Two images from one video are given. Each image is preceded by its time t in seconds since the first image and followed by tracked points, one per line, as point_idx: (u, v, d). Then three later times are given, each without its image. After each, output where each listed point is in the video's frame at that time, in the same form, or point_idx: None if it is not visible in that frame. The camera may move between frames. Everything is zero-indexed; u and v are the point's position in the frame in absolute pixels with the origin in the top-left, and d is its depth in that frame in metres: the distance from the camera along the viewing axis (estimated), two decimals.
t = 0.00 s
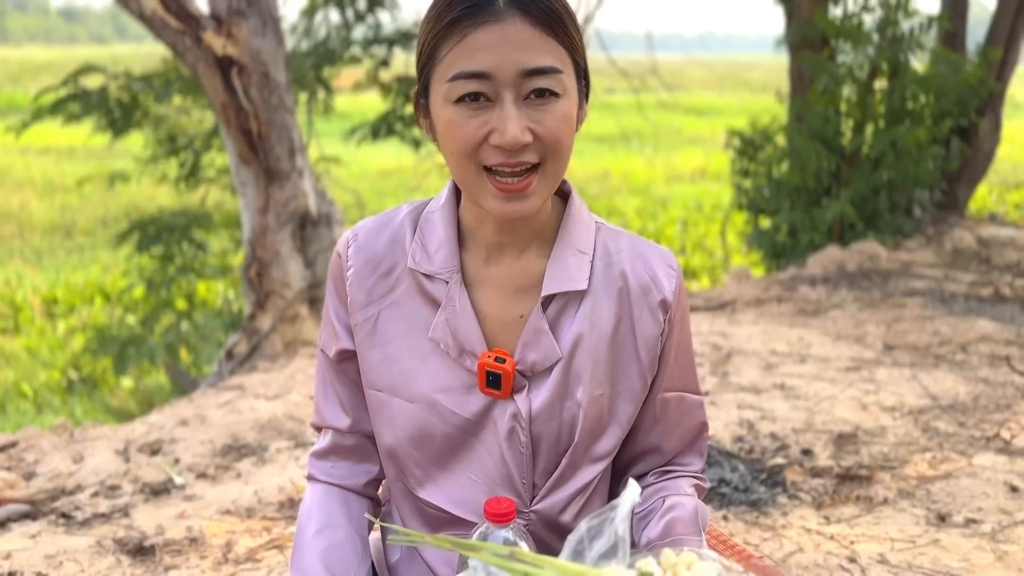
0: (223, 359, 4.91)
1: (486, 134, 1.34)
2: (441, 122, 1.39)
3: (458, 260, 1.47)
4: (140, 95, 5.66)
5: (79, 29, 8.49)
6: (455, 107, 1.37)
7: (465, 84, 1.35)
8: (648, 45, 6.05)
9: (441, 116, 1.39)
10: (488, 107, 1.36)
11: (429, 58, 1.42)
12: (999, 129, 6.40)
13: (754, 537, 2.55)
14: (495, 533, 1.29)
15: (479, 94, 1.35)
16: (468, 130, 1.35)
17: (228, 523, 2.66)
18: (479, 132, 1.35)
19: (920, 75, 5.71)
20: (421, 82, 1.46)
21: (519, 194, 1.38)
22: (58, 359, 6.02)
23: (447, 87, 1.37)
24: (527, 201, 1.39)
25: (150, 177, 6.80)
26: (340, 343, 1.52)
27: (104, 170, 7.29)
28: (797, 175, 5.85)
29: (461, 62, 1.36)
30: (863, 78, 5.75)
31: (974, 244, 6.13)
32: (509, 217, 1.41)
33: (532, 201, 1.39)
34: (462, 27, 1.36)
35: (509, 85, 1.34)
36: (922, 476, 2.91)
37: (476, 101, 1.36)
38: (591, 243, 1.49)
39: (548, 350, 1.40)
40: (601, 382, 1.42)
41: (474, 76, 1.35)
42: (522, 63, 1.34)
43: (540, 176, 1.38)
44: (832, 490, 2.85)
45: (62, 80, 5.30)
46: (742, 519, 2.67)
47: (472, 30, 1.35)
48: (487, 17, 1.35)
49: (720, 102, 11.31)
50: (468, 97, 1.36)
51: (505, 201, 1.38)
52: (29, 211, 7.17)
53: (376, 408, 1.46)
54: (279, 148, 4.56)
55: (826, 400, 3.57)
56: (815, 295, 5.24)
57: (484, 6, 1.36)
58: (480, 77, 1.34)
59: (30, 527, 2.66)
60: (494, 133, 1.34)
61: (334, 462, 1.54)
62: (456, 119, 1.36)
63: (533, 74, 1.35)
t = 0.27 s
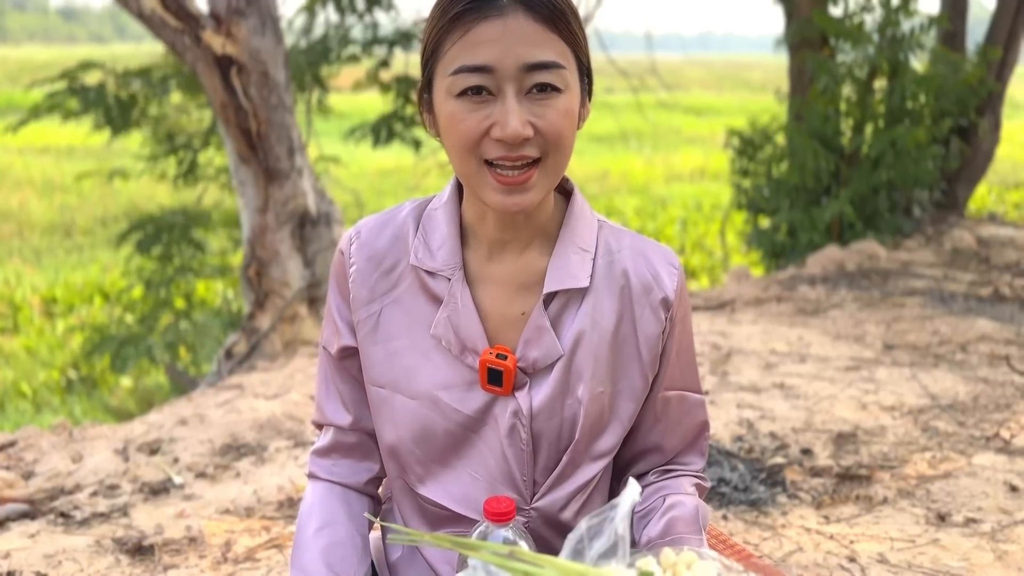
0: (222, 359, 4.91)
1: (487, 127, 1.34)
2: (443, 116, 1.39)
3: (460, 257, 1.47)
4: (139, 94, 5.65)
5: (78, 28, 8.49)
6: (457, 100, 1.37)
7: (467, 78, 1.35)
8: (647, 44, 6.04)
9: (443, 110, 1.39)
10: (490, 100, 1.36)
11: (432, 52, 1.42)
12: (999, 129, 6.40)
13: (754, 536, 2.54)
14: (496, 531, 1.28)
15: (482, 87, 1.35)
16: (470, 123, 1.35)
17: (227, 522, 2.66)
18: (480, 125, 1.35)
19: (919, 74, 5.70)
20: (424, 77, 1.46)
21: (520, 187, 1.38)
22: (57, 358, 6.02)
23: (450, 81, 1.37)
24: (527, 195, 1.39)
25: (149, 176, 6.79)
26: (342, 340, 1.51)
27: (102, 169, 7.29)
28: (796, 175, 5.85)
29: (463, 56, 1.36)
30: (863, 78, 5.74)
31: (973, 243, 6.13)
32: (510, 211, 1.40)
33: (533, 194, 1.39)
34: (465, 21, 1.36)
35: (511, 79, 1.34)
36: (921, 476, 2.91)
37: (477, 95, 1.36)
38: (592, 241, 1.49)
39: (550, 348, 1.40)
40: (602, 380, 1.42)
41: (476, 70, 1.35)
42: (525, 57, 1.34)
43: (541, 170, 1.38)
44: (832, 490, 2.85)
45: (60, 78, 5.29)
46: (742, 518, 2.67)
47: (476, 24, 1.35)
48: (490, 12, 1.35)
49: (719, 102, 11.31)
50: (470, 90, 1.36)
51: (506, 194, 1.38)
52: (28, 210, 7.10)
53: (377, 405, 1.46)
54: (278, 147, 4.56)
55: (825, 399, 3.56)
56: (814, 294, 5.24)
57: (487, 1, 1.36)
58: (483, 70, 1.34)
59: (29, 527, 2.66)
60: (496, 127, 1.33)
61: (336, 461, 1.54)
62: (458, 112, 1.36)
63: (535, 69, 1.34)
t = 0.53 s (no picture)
0: (221, 358, 4.91)
1: (488, 125, 1.34)
2: (444, 113, 1.39)
3: (461, 255, 1.47)
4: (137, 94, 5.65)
5: (77, 27, 8.49)
6: (458, 98, 1.37)
7: (468, 77, 1.35)
8: (647, 44, 6.04)
9: (444, 108, 1.39)
10: (491, 98, 1.35)
11: (434, 50, 1.42)
12: (998, 129, 6.40)
13: (753, 536, 2.54)
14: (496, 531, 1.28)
15: (483, 85, 1.35)
16: (470, 121, 1.35)
17: (226, 522, 2.66)
18: (481, 123, 1.35)
19: (919, 74, 5.70)
20: (426, 75, 1.46)
21: (520, 184, 1.37)
22: (56, 358, 6.01)
23: (451, 78, 1.37)
24: (528, 192, 1.38)
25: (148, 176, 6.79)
26: (343, 338, 1.51)
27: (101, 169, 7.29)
28: (795, 174, 5.85)
29: (465, 54, 1.36)
30: (862, 78, 5.74)
31: (972, 243, 6.13)
32: (510, 207, 1.40)
33: (534, 191, 1.39)
34: (466, 20, 1.36)
35: (512, 77, 1.34)
36: (921, 475, 2.91)
37: (479, 93, 1.36)
38: (594, 239, 1.49)
39: (550, 345, 1.40)
40: (603, 378, 1.41)
41: (476, 67, 1.35)
42: (526, 55, 1.34)
43: (541, 168, 1.38)
44: (831, 489, 2.85)
45: (58, 78, 5.29)
46: (741, 518, 2.67)
47: (476, 23, 1.35)
48: (491, 10, 1.35)
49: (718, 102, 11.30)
50: (471, 89, 1.36)
51: (506, 191, 1.38)
52: (27, 209, 7.10)
53: (378, 403, 1.46)
54: (278, 147, 4.55)
55: (825, 399, 3.56)
56: (814, 294, 5.24)
57: None
58: (484, 69, 1.34)
59: (28, 526, 2.66)
60: (496, 125, 1.33)
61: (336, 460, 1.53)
62: (459, 110, 1.36)
63: (536, 66, 1.34)
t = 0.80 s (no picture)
0: (220, 357, 4.91)
1: (486, 125, 1.34)
2: (442, 114, 1.39)
3: (460, 254, 1.47)
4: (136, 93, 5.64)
5: (76, 27, 8.50)
6: (455, 99, 1.36)
7: (466, 77, 1.35)
8: (646, 44, 6.03)
9: (442, 107, 1.38)
10: (488, 99, 1.35)
11: (432, 50, 1.42)
12: (997, 129, 6.40)
13: (752, 535, 2.54)
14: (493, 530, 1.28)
15: (481, 86, 1.35)
16: (468, 121, 1.35)
17: (225, 521, 2.66)
18: (479, 123, 1.35)
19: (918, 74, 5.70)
20: (424, 75, 1.46)
21: (518, 184, 1.37)
22: (55, 357, 6.01)
23: (448, 78, 1.36)
24: (526, 191, 1.38)
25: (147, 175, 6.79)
26: (342, 337, 1.51)
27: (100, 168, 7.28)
28: (794, 174, 5.85)
29: (463, 54, 1.35)
30: (861, 77, 5.74)
31: (971, 243, 6.14)
32: (508, 206, 1.40)
33: (532, 191, 1.39)
34: (464, 20, 1.36)
35: (510, 77, 1.34)
36: (920, 475, 2.91)
37: (477, 93, 1.36)
38: (593, 239, 1.49)
39: (549, 344, 1.40)
40: (602, 378, 1.41)
41: (474, 67, 1.34)
42: (524, 56, 1.34)
43: (539, 168, 1.38)
44: (830, 489, 2.85)
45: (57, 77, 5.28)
46: (740, 517, 2.67)
47: (474, 23, 1.35)
48: (489, 10, 1.34)
49: (718, 102, 11.30)
50: (468, 89, 1.36)
51: (504, 191, 1.37)
52: (26, 209, 7.10)
53: (377, 402, 1.46)
54: (277, 146, 4.55)
55: (824, 398, 3.57)
56: (813, 293, 5.24)
57: None
58: (481, 69, 1.34)
59: (26, 526, 2.65)
60: (494, 125, 1.33)
61: (336, 459, 1.53)
62: (457, 111, 1.36)
63: (534, 67, 1.34)
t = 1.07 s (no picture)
0: (219, 357, 4.91)
1: (483, 126, 1.34)
2: (439, 114, 1.39)
3: (459, 254, 1.46)
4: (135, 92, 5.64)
5: (75, 26, 8.50)
6: (452, 99, 1.36)
7: (463, 77, 1.35)
8: (645, 44, 6.03)
9: (440, 107, 1.38)
10: (486, 99, 1.35)
11: (429, 50, 1.42)
12: (997, 128, 6.40)
13: (750, 534, 2.55)
14: (491, 530, 1.28)
15: (478, 86, 1.35)
16: (465, 121, 1.35)
17: (223, 521, 2.66)
18: (476, 123, 1.34)
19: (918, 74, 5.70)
20: (422, 74, 1.46)
21: (516, 183, 1.37)
22: (53, 357, 6.01)
23: (446, 78, 1.36)
24: (524, 191, 1.38)
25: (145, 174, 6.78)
26: (341, 337, 1.51)
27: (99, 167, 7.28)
28: (793, 173, 5.85)
29: (460, 54, 1.35)
30: (860, 77, 5.73)
31: (970, 242, 6.14)
32: (506, 206, 1.40)
33: (530, 190, 1.38)
34: (461, 20, 1.36)
35: (508, 77, 1.33)
36: (919, 475, 2.91)
37: (474, 93, 1.36)
38: (592, 239, 1.48)
39: (548, 344, 1.39)
40: (601, 377, 1.41)
41: (471, 67, 1.34)
42: (521, 56, 1.33)
43: (537, 168, 1.37)
44: (829, 488, 2.85)
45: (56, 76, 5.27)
46: (739, 517, 2.67)
47: (472, 23, 1.35)
48: (486, 10, 1.34)
49: (718, 101, 11.30)
50: (466, 89, 1.35)
51: (502, 190, 1.37)
52: (26, 209, 7.05)
53: (376, 402, 1.45)
54: (276, 145, 4.54)
55: (822, 397, 3.57)
56: (812, 293, 5.24)
57: None
58: (478, 69, 1.34)
59: (25, 525, 2.65)
60: (491, 125, 1.33)
61: (334, 458, 1.53)
62: (454, 111, 1.36)
63: (532, 67, 1.34)
